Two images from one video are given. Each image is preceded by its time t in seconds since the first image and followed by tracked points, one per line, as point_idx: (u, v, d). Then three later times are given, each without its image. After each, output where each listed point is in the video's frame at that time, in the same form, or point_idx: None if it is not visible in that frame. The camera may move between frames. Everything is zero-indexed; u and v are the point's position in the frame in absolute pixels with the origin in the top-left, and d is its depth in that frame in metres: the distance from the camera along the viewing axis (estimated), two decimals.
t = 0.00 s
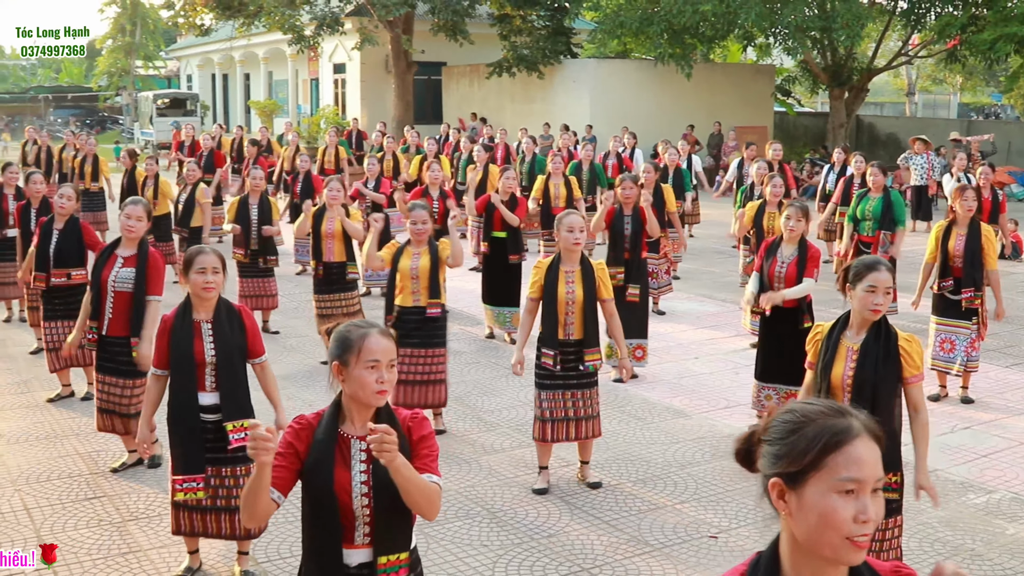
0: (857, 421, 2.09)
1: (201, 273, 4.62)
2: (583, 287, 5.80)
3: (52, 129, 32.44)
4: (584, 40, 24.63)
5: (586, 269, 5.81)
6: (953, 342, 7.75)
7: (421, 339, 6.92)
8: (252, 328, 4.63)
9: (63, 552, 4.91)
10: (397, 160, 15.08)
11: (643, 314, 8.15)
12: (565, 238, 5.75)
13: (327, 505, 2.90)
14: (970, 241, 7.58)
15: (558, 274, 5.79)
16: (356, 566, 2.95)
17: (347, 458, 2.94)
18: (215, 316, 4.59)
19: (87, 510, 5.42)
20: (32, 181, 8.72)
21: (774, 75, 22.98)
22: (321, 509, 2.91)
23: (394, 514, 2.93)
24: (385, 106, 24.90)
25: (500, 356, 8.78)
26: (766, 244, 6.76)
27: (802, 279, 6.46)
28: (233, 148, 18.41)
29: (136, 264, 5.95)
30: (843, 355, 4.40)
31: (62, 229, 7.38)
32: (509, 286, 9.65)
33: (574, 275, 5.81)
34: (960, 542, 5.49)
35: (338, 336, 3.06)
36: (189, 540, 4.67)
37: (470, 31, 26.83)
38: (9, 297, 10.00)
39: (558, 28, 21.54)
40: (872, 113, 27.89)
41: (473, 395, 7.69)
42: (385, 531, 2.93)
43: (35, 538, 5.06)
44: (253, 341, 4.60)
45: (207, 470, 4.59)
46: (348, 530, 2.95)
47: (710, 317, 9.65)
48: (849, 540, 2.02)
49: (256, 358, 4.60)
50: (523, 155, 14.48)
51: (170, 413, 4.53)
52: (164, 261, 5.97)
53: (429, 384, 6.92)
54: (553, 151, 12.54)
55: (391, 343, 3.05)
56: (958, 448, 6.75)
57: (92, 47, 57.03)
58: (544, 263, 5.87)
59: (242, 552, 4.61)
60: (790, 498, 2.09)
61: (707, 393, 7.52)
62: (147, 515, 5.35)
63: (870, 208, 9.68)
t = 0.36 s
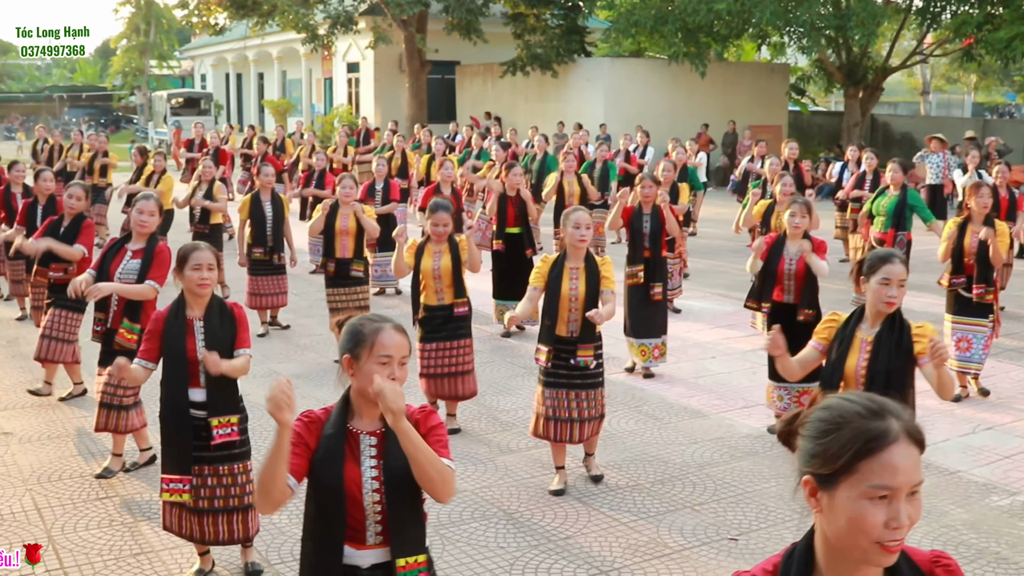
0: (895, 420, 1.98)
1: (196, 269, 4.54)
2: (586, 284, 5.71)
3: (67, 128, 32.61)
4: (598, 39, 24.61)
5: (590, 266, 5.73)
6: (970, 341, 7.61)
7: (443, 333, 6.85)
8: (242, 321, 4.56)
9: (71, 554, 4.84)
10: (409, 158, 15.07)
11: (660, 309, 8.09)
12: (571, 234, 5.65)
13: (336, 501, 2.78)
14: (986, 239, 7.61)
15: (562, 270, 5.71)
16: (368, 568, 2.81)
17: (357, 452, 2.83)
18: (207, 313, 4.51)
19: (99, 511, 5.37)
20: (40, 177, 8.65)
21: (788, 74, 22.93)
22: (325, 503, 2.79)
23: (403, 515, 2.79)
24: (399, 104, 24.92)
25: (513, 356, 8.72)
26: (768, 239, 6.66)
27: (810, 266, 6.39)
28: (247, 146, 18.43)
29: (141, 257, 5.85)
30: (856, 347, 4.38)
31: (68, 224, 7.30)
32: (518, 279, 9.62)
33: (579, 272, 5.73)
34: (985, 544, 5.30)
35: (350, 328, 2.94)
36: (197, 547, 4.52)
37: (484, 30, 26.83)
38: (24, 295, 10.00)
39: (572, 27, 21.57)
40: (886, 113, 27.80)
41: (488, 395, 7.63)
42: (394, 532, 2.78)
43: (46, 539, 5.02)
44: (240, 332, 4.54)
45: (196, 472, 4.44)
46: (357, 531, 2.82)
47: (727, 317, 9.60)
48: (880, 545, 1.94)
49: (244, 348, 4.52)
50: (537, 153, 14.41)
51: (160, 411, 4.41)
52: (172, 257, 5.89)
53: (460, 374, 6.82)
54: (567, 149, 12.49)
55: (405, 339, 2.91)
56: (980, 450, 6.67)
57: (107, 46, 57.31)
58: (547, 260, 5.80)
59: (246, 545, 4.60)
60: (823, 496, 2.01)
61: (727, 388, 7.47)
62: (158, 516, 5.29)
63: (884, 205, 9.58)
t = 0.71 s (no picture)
0: (968, 432, 1.89)
1: (210, 265, 4.47)
2: (615, 282, 5.56)
3: (81, 125, 32.68)
4: (613, 37, 24.53)
5: (618, 263, 5.58)
6: (1006, 338, 7.59)
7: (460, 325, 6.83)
8: (265, 317, 4.45)
9: (84, 557, 4.78)
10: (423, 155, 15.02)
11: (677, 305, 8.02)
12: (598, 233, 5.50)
13: (380, 504, 2.76)
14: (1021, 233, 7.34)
15: (590, 271, 5.55)
16: (412, 559, 2.81)
17: (403, 451, 2.82)
18: (230, 309, 4.40)
19: (109, 512, 5.30)
20: (55, 174, 8.58)
21: (804, 71, 22.82)
22: (371, 510, 2.76)
23: (453, 513, 2.78)
24: (412, 102, 24.86)
25: (529, 356, 8.66)
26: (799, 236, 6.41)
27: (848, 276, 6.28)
28: (260, 143, 18.40)
29: (163, 256, 5.80)
30: (914, 351, 4.34)
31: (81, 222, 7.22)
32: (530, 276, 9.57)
33: (606, 270, 5.58)
34: (1014, 549, 5.21)
35: (390, 323, 2.91)
36: (209, 543, 4.46)
37: (498, 27, 26.77)
38: (36, 292, 9.96)
39: (586, 24, 21.52)
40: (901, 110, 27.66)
41: (505, 394, 7.56)
42: (441, 528, 2.76)
43: (55, 541, 4.96)
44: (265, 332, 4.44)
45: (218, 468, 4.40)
46: (404, 524, 2.82)
47: (745, 316, 9.51)
48: (965, 563, 1.84)
49: (268, 346, 4.45)
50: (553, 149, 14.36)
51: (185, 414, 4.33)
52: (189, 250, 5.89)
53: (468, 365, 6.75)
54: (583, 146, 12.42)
55: (446, 331, 2.89)
56: (1004, 451, 6.58)
57: (121, 45, 57.45)
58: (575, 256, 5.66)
59: (254, 536, 4.65)
60: (898, 520, 1.88)
61: (748, 388, 7.39)
62: (169, 518, 5.23)
63: (907, 205, 9.44)
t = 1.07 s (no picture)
0: None
1: (237, 261, 4.36)
2: (642, 275, 5.54)
3: (94, 123, 32.71)
4: (626, 35, 24.45)
5: (643, 256, 5.57)
6: None
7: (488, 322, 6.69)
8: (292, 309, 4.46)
9: (94, 558, 4.72)
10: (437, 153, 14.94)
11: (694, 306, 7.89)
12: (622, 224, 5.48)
13: (406, 502, 2.70)
14: None
15: (617, 263, 5.53)
16: (434, 561, 2.76)
17: (425, 445, 2.76)
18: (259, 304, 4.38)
19: (120, 513, 5.24)
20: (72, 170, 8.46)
21: (819, 69, 22.71)
22: (396, 509, 2.71)
23: (480, 509, 2.76)
24: (424, 99, 24.81)
25: (545, 354, 8.58)
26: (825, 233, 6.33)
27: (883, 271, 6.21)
28: (273, 141, 18.36)
29: (198, 247, 5.77)
30: (994, 346, 3.92)
31: (101, 216, 7.18)
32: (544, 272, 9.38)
33: (632, 264, 5.56)
34: None
35: (404, 316, 2.84)
36: (233, 547, 4.40)
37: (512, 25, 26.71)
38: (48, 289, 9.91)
39: (600, 22, 21.44)
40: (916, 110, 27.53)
41: (521, 393, 7.48)
42: (466, 524, 2.74)
43: (64, 543, 4.89)
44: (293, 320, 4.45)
45: (264, 460, 4.34)
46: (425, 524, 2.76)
47: (763, 314, 9.41)
48: None
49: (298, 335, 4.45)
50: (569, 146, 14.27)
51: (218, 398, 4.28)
52: (214, 240, 5.90)
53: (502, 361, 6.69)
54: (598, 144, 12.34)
55: (464, 322, 2.83)
56: None
57: (134, 43, 57.64)
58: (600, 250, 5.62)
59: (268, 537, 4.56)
60: None
61: (767, 387, 7.30)
62: (181, 518, 5.17)
63: (930, 200, 9.34)
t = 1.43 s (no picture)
0: None
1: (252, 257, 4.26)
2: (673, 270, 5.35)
3: (104, 121, 32.69)
4: (636, 33, 24.36)
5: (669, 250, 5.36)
6: None
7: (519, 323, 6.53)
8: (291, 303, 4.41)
9: (101, 558, 4.63)
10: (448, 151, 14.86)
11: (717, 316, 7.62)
12: (653, 226, 5.21)
13: (446, 504, 2.60)
14: None
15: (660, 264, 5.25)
16: (464, 559, 2.73)
17: (445, 441, 2.66)
18: (267, 300, 4.30)
19: (128, 513, 5.15)
20: (83, 166, 8.31)
21: (830, 67, 22.61)
22: (437, 515, 2.59)
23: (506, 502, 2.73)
24: (434, 97, 24.74)
25: (560, 352, 8.49)
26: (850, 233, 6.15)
27: (912, 270, 5.94)
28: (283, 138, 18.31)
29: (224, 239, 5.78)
30: None
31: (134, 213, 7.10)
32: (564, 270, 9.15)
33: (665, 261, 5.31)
34: None
35: (405, 313, 2.73)
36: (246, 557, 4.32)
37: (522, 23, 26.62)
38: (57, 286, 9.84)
39: (611, 20, 21.34)
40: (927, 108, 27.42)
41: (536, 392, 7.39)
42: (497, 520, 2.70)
43: (72, 542, 4.81)
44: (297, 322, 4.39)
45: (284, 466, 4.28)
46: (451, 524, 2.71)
47: (779, 312, 9.32)
48: None
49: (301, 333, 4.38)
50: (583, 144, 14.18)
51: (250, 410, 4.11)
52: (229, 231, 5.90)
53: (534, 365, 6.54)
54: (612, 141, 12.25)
55: (468, 316, 2.74)
56: None
57: (141, 41, 57.68)
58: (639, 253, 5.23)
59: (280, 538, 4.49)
60: None
61: (785, 386, 7.21)
62: (190, 518, 5.09)
63: (951, 200, 9.20)
